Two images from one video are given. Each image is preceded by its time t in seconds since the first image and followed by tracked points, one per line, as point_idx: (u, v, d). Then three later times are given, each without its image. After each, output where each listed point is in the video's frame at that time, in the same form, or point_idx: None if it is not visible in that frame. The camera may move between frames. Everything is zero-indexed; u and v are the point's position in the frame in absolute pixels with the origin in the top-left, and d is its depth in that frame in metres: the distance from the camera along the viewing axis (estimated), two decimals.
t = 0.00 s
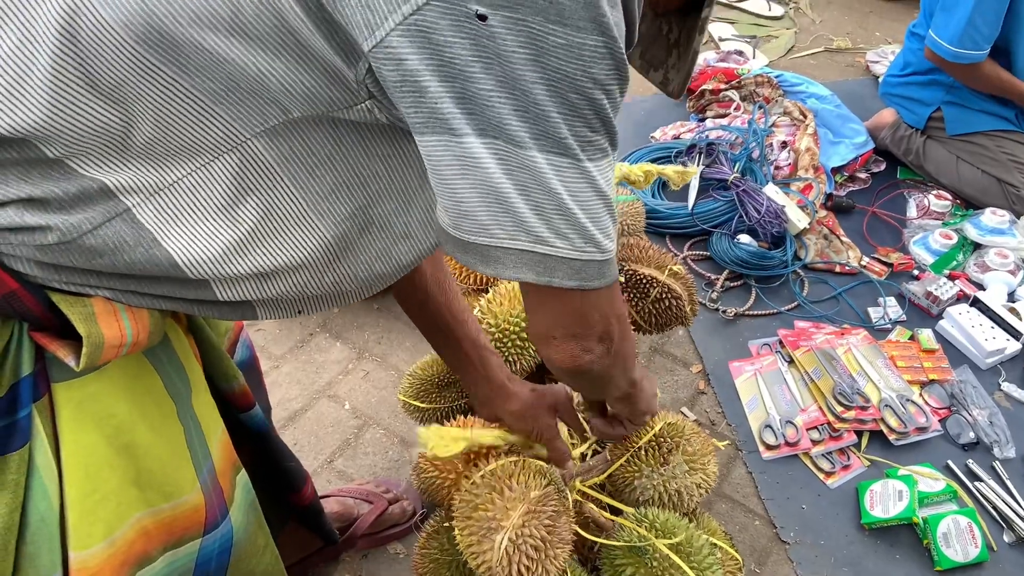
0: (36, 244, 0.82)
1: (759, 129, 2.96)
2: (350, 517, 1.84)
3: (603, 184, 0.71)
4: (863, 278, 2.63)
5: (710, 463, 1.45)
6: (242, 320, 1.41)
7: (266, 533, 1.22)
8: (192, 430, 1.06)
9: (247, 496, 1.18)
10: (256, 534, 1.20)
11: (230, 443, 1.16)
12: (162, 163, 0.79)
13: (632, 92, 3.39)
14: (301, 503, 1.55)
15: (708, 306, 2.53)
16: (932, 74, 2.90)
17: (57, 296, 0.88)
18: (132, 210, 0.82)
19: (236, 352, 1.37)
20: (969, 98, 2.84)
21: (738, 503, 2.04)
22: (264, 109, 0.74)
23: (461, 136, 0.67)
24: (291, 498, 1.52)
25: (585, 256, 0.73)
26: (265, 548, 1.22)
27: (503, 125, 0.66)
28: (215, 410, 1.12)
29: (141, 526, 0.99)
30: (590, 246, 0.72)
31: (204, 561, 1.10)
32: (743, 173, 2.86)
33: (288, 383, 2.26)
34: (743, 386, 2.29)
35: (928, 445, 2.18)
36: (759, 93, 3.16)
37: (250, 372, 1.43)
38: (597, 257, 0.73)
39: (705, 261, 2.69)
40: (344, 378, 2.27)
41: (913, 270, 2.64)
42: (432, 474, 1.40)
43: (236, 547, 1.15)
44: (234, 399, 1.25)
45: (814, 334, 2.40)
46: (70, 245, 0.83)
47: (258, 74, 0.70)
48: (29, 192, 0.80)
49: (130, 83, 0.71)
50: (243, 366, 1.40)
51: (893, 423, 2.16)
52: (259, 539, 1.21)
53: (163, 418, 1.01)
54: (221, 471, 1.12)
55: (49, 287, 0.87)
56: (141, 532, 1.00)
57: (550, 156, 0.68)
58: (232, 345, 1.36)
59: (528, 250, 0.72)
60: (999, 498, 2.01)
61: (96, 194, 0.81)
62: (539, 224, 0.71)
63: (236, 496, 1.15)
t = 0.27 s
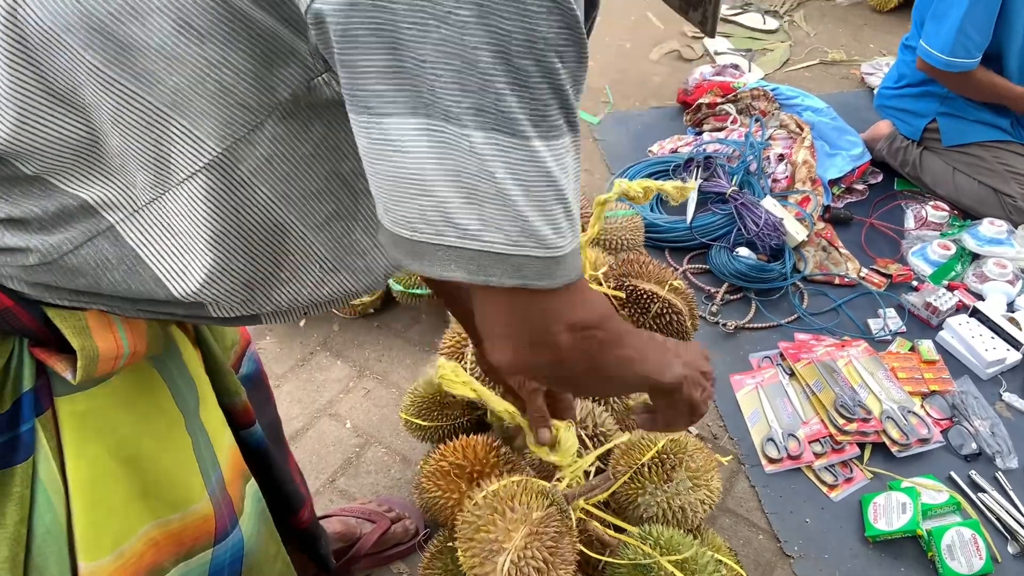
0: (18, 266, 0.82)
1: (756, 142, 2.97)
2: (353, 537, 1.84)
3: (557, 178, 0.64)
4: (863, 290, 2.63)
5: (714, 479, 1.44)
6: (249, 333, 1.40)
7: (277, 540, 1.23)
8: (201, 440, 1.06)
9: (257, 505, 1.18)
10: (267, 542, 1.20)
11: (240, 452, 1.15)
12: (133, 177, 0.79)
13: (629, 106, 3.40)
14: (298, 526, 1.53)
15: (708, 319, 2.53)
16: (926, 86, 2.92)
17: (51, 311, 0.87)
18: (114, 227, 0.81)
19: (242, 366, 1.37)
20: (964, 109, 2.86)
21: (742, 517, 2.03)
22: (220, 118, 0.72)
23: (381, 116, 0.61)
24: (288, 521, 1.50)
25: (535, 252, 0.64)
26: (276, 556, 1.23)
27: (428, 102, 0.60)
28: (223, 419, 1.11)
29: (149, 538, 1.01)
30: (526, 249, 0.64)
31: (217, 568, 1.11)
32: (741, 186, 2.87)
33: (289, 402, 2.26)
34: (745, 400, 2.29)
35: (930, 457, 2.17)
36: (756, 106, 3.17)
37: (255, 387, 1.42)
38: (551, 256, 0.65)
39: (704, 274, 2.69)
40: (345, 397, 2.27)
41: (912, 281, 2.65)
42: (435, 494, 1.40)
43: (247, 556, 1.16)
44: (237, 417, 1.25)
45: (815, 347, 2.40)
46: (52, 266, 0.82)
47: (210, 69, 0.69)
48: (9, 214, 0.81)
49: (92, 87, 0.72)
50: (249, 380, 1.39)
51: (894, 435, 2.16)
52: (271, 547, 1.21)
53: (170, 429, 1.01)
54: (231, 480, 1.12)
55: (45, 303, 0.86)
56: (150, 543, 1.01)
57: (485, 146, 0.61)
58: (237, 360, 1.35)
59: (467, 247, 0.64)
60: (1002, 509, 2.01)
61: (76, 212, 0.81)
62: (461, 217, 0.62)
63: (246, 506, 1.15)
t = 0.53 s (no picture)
0: (16, 253, 0.86)
1: (749, 154, 2.99)
2: (353, 556, 1.83)
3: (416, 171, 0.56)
4: (857, 300, 2.65)
5: (713, 493, 1.45)
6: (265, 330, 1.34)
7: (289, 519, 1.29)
8: (219, 422, 1.13)
9: (271, 486, 1.24)
10: (281, 521, 1.27)
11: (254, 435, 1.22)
12: (101, 151, 0.79)
13: (622, 121, 3.42)
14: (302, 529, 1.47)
15: (704, 332, 2.54)
16: (914, 97, 2.94)
17: (66, 293, 0.90)
18: (103, 211, 0.83)
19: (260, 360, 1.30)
20: (954, 120, 2.89)
21: (742, 530, 2.03)
22: (157, 106, 0.69)
23: (258, 53, 0.55)
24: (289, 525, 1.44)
25: (362, 247, 0.55)
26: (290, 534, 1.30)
27: (313, 52, 0.53)
28: (240, 405, 1.18)
29: (173, 516, 1.08)
30: (399, 244, 0.56)
31: (237, 547, 1.18)
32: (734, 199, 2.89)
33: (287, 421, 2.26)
34: (742, 412, 2.29)
35: (928, 466, 2.18)
36: (747, 119, 3.20)
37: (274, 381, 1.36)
38: (376, 257, 0.56)
39: (700, 287, 2.70)
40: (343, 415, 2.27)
41: (906, 291, 2.66)
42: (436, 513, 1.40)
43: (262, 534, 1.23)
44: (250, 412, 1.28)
45: (811, 358, 2.41)
46: (47, 251, 0.85)
47: (138, 54, 0.65)
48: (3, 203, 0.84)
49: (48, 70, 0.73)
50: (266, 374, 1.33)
51: (892, 445, 2.17)
52: (284, 526, 1.27)
53: (191, 411, 1.08)
54: (248, 461, 1.19)
55: (59, 286, 0.90)
56: (173, 522, 1.09)
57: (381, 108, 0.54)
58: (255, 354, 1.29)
59: (296, 220, 0.56)
60: (1001, 518, 2.01)
61: (64, 198, 0.83)
62: (329, 195, 0.55)
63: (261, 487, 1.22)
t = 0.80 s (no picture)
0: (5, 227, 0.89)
1: (736, 162, 3.02)
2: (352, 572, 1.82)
3: (187, 122, 0.58)
4: (846, 305, 2.67)
5: (712, 501, 1.45)
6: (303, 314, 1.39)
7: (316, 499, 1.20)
8: (231, 394, 1.04)
9: (291, 467, 1.15)
10: (306, 498, 1.18)
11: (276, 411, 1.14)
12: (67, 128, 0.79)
13: (609, 130, 3.44)
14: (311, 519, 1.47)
15: (696, 339, 2.55)
16: (897, 104, 2.98)
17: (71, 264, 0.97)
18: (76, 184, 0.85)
19: (290, 346, 1.35)
20: (935, 126, 2.92)
21: (737, 536, 2.04)
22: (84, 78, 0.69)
23: None
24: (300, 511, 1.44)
25: (108, 181, 0.58)
26: (317, 513, 1.21)
27: None
28: (258, 379, 1.10)
29: (178, 483, 1.00)
30: (157, 187, 0.59)
31: (249, 523, 1.09)
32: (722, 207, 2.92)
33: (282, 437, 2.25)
34: (735, 418, 2.31)
35: (920, 468, 2.20)
36: (733, 127, 3.23)
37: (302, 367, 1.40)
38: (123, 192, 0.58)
39: (690, 294, 2.72)
40: (338, 429, 2.26)
41: (893, 295, 2.69)
42: (436, 527, 1.40)
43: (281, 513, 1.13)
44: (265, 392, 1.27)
45: (802, 363, 2.43)
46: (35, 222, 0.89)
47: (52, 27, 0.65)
48: None
49: None
50: (293, 359, 1.37)
51: (884, 448, 2.19)
52: (309, 505, 1.19)
53: (193, 371, 0.98)
54: (263, 437, 1.10)
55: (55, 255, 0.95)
56: (179, 487, 1.00)
57: (151, 46, 0.57)
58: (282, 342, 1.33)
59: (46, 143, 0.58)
60: (993, 519, 2.03)
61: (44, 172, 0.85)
62: (79, 119, 0.57)
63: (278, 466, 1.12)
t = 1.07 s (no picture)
0: None
1: (714, 157, 3.04)
2: None
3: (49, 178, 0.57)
4: (827, 296, 2.69)
5: (707, 496, 1.46)
6: (299, 319, 1.38)
7: (282, 510, 1.21)
8: (185, 402, 1.03)
9: (258, 479, 1.15)
10: (275, 513, 1.19)
11: (247, 420, 1.14)
12: None
13: (587, 127, 3.44)
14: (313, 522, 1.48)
15: (680, 334, 2.56)
16: (873, 96, 3.01)
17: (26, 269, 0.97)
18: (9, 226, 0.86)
19: (283, 353, 1.35)
20: (911, 117, 2.96)
21: (728, 529, 2.05)
22: None
23: None
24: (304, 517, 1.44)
25: None
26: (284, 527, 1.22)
27: None
28: (228, 390, 1.10)
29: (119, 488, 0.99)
30: (21, 243, 0.58)
31: (200, 531, 1.09)
32: (702, 201, 2.93)
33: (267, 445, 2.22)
34: (722, 411, 2.32)
35: (904, 456, 2.22)
36: (711, 121, 3.25)
37: (298, 375, 1.40)
38: None
39: (673, 289, 2.72)
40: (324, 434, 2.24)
41: (873, 285, 2.71)
42: (431, 530, 1.39)
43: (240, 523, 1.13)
44: (253, 399, 1.26)
45: (786, 355, 2.45)
46: None
47: None
48: None
49: None
50: (286, 365, 1.37)
51: (869, 436, 2.22)
52: (274, 518, 1.19)
53: (145, 382, 0.98)
54: (226, 447, 1.09)
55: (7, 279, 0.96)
56: (118, 493, 0.99)
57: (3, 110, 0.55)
58: (274, 349, 1.33)
59: None
60: (978, 504, 2.06)
61: None
62: None
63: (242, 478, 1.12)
